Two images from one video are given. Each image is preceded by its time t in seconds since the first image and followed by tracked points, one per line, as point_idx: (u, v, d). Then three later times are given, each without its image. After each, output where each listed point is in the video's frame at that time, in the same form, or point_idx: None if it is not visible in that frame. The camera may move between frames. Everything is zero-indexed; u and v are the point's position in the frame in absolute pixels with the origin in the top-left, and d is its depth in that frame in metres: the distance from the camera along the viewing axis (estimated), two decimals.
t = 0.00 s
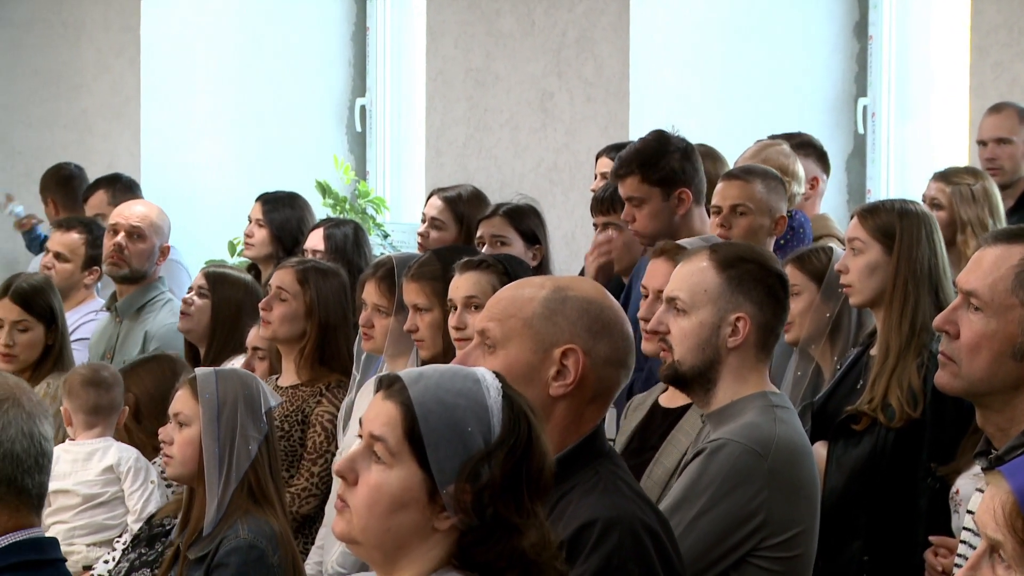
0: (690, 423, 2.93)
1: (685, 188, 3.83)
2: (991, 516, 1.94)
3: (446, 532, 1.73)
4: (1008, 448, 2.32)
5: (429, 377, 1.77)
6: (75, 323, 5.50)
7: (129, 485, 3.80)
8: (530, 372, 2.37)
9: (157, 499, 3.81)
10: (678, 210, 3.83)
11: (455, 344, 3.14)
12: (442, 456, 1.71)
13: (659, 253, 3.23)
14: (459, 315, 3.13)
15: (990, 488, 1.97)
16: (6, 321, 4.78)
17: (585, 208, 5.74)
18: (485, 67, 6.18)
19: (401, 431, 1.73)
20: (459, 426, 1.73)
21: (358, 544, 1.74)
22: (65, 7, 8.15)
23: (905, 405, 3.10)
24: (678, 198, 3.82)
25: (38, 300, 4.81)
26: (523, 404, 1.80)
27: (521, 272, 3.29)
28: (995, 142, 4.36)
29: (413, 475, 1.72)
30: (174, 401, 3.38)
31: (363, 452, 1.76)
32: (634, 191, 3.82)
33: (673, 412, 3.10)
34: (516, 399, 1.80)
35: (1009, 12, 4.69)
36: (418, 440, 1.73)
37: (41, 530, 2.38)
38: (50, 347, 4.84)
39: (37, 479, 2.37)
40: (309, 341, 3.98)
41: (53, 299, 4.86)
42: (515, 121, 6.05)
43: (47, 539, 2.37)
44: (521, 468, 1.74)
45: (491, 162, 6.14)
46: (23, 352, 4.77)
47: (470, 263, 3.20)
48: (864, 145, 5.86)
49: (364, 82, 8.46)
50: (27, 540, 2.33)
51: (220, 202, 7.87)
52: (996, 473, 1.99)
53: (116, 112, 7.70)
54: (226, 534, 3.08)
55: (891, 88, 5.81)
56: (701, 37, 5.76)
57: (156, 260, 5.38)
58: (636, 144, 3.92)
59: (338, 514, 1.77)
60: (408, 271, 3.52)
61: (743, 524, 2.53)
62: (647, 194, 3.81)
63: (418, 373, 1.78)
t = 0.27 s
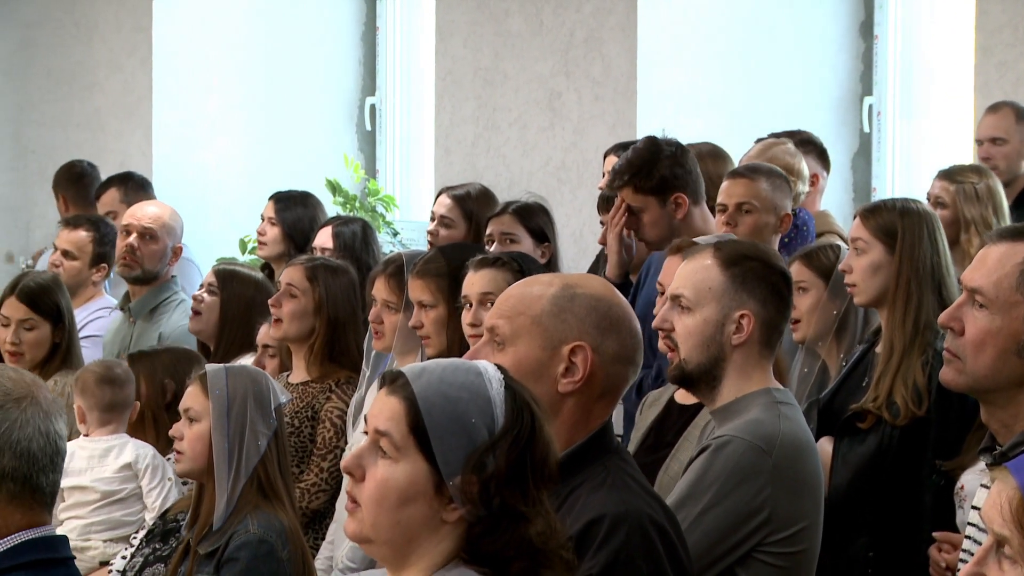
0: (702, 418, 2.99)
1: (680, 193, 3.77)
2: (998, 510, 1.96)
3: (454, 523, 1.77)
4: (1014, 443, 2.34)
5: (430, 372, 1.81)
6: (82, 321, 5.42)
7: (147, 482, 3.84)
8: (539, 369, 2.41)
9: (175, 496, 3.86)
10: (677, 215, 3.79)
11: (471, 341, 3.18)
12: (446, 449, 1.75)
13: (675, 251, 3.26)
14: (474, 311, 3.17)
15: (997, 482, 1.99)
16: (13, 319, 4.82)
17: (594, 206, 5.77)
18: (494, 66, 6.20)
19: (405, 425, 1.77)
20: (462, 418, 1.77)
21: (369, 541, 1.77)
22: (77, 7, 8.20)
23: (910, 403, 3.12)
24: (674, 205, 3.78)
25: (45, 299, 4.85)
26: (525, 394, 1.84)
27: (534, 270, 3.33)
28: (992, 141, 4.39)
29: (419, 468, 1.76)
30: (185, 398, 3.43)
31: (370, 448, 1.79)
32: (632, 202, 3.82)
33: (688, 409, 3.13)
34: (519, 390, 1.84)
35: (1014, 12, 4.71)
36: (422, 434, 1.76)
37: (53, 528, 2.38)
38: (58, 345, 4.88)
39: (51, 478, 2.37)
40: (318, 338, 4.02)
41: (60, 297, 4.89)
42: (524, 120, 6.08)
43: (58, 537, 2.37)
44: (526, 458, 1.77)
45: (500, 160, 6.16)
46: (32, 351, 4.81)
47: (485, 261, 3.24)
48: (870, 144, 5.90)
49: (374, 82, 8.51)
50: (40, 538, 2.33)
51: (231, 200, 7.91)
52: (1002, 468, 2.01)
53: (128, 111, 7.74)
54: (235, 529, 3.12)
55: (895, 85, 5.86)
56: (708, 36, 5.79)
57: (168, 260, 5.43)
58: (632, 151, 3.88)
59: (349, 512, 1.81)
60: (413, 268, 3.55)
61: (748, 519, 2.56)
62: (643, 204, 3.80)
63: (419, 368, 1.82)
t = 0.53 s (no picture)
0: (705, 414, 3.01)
1: (681, 196, 3.78)
2: (1002, 506, 2.01)
3: (465, 520, 1.80)
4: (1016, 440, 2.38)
5: (437, 372, 1.84)
6: (87, 319, 5.46)
7: (164, 479, 3.86)
8: (546, 366, 2.44)
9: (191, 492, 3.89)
10: (679, 218, 3.80)
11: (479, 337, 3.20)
12: (457, 448, 1.78)
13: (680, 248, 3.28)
14: (485, 309, 3.19)
15: (1001, 480, 2.04)
16: (15, 319, 4.82)
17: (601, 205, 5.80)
18: (501, 66, 6.22)
19: (414, 426, 1.80)
20: (472, 418, 1.79)
21: (381, 538, 1.81)
22: (88, 6, 8.25)
23: (919, 402, 3.15)
24: (676, 207, 3.79)
25: (47, 298, 4.86)
26: (533, 391, 1.87)
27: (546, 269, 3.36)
28: (988, 138, 4.43)
29: (429, 467, 1.79)
30: (192, 395, 3.47)
31: (380, 448, 1.83)
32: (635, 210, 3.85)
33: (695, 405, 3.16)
34: (526, 386, 1.87)
35: (1017, 12, 4.73)
36: (431, 433, 1.79)
37: (49, 527, 2.33)
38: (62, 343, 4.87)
39: (49, 477, 2.33)
40: (327, 335, 4.06)
41: (64, 296, 4.88)
42: (531, 119, 6.09)
43: (54, 537, 2.32)
44: (536, 454, 1.81)
45: (508, 159, 6.18)
46: (35, 349, 4.80)
47: (498, 259, 3.27)
48: (875, 143, 5.93)
49: (382, 81, 8.56)
50: (36, 537, 2.29)
51: (241, 199, 7.95)
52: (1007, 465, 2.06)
53: (139, 111, 7.78)
54: (244, 525, 3.16)
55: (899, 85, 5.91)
56: (713, 35, 5.83)
57: (178, 259, 5.48)
58: (629, 157, 3.87)
59: (360, 510, 1.84)
60: (421, 264, 3.59)
61: (751, 515, 2.59)
62: (647, 211, 3.82)
63: (427, 367, 1.85)
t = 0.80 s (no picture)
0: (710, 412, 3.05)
1: (684, 198, 3.83)
2: (1008, 505, 2.04)
3: (475, 516, 1.84)
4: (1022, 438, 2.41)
5: (447, 370, 1.88)
6: (93, 316, 5.50)
7: (179, 477, 3.90)
8: (552, 364, 2.47)
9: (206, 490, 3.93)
10: (683, 220, 3.85)
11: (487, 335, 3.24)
12: (466, 445, 1.82)
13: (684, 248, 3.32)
14: (493, 306, 3.23)
15: (1007, 478, 2.07)
16: (21, 318, 4.77)
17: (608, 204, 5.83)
18: (510, 67, 6.26)
19: (424, 424, 1.84)
20: (481, 416, 1.83)
21: (391, 534, 1.85)
22: (102, 7, 8.32)
23: (921, 403, 3.19)
24: (680, 210, 3.84)
25: (53, 297, 4.79)
26: (541, 387, 1.91)
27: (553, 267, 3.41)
28: (990, 136, 4.45)
29: (440, 464, 1.83)
30: (203, 393, 3.52)
31: (392, 446, 1.86)
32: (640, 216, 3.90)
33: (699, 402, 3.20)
34: (534, 383, 1.90)
35: (1021, 12, 4.75)
36: (441, 431, 1.83)
37: (36, 525, 2.47)
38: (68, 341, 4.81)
39: (37, 475, 2.47)
40: (338, 334, 4.10)
41: (69, 295, 4.82)
42: (539, 119, 6.13)
43: (41, 532, 2.46)
44: (545, 450, 1.85)
45: (516, 159, 6.22)
46: (42, 348, 4.76)
47: (505, 258, 3.31)
48: (880, 143, 5.99)
49: (392, 82, 8.60)
50: (23, 534, 2.42)
51: (252, 198, 8.00)
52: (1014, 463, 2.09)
53: (151, 111, 7.85)
54: (252, 521, 3.20)
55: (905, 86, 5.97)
56: (721, 35, 5.87)
57: (187, 259, 5.50)
58: (628, 167, 3.93)
59: (371, 507, 1.88)
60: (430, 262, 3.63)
61: (756, 511, 2.63)
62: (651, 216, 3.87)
63: (436, 365, 1.89)
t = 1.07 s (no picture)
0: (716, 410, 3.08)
1: (689, 199, 3.87)
2: (1013, 500, 2.07)
3: (487, 513, 1.88)
4: None
5: (458, 369, 1.92)
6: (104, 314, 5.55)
7: (193, 474, 3.95)
8: (560, 362, 2.51)
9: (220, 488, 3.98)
10: (689, 221, 3.89)
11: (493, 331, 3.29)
12: (477, 442, 1.86)
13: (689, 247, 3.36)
14: (496, 304, 3.27)
15: (1013, 474, 2.10)
16: (26, 303, 4.75)
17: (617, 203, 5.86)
18: (519, 67, 6.29)
19: (435, 422, 1.88)
20: (491, 413, 1.87)
21: (404, 531, 1.88)
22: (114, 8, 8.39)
23: (925, 402, 3.23)
24: (686, 210, 3.87)
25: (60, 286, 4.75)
26: (552, 385, 1.95)
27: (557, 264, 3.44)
28: (992, 135, 4.48)
29: (451, 461, 1.87)
30: (213, 390, 3.54)
31: (404, 444, 1.91)
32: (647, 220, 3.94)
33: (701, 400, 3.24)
34: (545, 381, 1.94)
35: None
36: (452, 429, 1.87)
37: (34, 525, 2.47)
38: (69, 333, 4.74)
39: (36, 477, 2.47)
40: (352, 333, 4.15)
41: (77, 288, 4.76)
42: (548, 119, 6.16)
43: (38, 533, 2.45)
44: (555, 447, 1.88)
45: (525, 159, 6.25)
46: (41, 335, 4.71)
47: (510, 255, 3.36)
48: (885, 142, 6.09)
49: (402, 82, 8.65)
50: (22, 536, 2.42)
51: (263, 197, 8.05)
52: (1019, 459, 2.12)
53: (164, 111, 7.91)
54: (261, 518, 3.24)
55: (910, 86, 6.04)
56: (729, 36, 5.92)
57: (194, 255, 5.53)
58: (631, 172, 3.98)
59: (384, 505, 1.91)
60: (439, 262, 3.67)
61: (762, 508, 2.66)
62: (657, 218, 3.91)
63: (448, 364, 1.93)
